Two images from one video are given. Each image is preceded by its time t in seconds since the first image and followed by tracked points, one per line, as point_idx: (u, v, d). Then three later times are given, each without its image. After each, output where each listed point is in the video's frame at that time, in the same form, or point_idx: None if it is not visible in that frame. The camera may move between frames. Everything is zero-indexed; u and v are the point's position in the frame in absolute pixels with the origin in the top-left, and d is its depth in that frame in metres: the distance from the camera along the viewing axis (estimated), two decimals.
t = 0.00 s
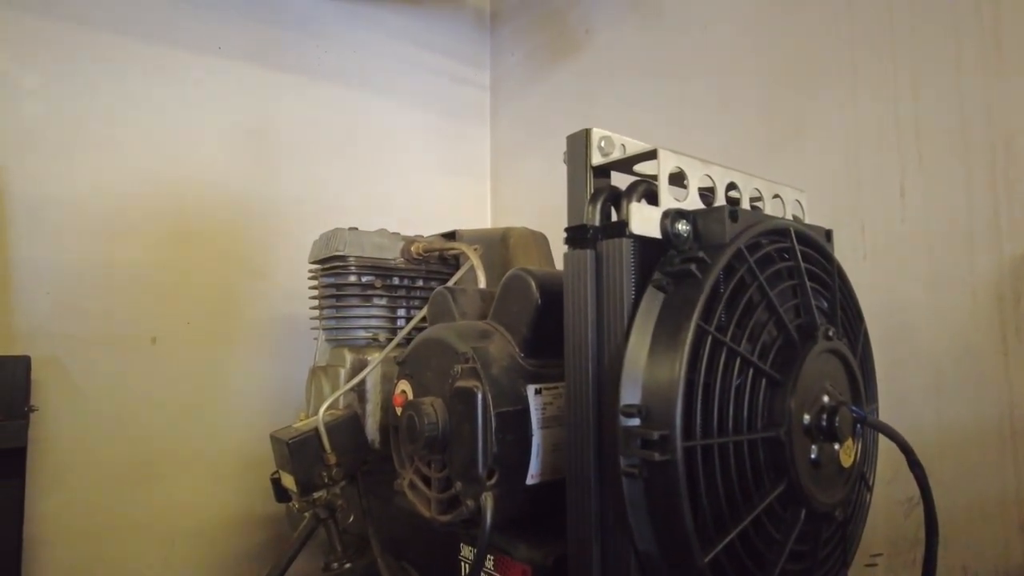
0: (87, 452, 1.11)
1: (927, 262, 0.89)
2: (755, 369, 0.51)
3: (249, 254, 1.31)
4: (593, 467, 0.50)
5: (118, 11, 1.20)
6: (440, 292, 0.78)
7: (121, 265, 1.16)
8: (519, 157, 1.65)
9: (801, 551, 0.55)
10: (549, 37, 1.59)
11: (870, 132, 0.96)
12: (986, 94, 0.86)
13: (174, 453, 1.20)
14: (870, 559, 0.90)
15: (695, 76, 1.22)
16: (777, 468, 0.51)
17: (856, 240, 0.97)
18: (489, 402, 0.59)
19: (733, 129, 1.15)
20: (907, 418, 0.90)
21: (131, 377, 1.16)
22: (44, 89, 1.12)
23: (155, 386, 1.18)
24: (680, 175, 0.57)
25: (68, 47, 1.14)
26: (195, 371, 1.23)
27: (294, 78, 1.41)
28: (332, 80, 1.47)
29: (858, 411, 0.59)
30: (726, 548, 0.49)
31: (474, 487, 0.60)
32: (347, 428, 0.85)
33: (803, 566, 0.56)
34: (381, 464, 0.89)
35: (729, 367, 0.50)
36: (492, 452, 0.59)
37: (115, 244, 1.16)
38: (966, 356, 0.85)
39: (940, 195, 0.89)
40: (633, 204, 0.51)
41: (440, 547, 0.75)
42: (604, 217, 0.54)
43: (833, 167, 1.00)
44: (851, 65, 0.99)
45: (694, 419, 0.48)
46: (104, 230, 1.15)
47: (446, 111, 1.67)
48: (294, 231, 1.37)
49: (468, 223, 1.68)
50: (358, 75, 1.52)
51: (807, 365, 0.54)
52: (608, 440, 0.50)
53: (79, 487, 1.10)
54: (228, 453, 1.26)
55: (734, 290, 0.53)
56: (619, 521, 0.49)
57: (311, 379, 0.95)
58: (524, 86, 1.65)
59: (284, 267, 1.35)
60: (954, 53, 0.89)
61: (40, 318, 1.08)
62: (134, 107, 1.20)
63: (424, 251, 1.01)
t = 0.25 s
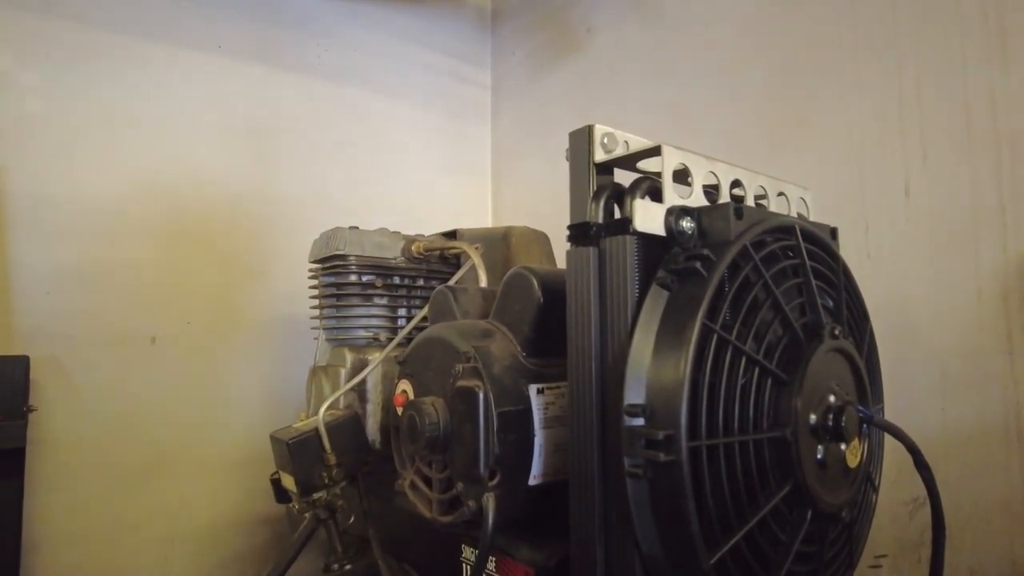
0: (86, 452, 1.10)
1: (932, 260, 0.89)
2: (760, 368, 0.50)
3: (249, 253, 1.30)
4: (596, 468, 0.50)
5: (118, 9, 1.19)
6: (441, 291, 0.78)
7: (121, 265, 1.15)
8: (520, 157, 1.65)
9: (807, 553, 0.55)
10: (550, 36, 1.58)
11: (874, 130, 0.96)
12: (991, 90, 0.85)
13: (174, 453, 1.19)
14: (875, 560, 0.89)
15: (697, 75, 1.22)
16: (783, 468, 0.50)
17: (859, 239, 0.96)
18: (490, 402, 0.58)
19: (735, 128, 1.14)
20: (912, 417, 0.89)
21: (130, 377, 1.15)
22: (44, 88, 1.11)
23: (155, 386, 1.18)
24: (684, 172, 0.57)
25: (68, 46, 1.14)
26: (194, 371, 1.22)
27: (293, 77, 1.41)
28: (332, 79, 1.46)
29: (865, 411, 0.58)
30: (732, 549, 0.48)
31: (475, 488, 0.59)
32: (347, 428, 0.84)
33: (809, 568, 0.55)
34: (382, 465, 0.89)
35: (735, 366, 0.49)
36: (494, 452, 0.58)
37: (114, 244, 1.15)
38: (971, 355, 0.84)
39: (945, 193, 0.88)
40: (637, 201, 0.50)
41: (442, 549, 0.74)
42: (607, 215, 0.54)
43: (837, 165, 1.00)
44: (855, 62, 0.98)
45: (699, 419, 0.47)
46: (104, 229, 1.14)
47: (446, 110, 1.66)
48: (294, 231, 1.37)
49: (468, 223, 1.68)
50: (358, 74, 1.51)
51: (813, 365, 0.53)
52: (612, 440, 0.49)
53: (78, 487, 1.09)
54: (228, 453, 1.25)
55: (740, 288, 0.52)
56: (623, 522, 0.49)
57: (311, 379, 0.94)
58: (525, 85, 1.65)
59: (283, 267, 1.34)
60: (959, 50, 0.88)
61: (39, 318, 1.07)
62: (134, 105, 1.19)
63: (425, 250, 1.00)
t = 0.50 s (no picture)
0: (86, 453, 1.10)
1: (935, 260, 0.88)
2: (765, 369, 0.50)
3: (249, 254, 1.30)
4: (600, 470, 0.49)
5: (118, 9, 1.19)
6: (443, 291, 0.77)
7: (120, 265, 1.15)
8: (520, 157, 1.64)
9: (812, 555, 0.54)
10: (550, 36, 1.58)
11: (877, 129, 0.95)
12: (994, 89, 0.84)
13: (174, 454, 1.19)
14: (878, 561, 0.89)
15: (698, 75, 1.21)
16: (788, 469, 0.50)
17: (862, 239, 0.96)
18: (492, 404, 0.58)
19: (736, 128, 1.14)
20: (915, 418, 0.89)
21: (130, 377, 1.15)
22: (44, 87, 1.11)
23: (155, 387, 1.17)
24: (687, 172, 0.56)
25: (68, 45, 1.13)
26: (194, 372, 1.22)
27: (294, 77, 1.40)
28: (333, 79, 1.46)
29: (869, 412, 0.58)
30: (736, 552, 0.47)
31: (477, 490, 0.59)
32: (348, 429, 0.84)
33: (814, 570, 0.54)
34: (382, 466, 0.88)
35: (739, 367, 0.49)
36: (496, 454, 0.58)
37: (114, 244, 1.15)
38: (975, 355, 0.84)
39: (948, 193, 0.88)
40: (641, 201, 0.50)
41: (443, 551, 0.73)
42: (610, 215, 0.53)
43: (840, 165, 0.99)
44: (858, 62, 0.98)
45: (703, 420, 0.47)
46: (103, 229, 1.14)
47: (447, 110, 1.66)
48: (294, 231, 1.36)
49: (469, 223, 1.67)
50: (358, 74, 1.51)
51: (818, 365, 0.52)
52: (615, 442, 0.49)
53: (78, 488, 1.09)
54: (228, 454, 1.25)
55: (744, 288, 0.52)
56: (627, 525, 0.48)
57: (312, 379, 0.94)
58: (526, 85, 1.64)
59: (284, 267, 1.34)
60: (962, 49, 0.88)
61: (38, 318, 1.07)
62: (134, 106, 1.19)
63: (425, 251, 0.99)
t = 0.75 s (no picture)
0: (84, 453, 1.09)
1: (937, 260, 0.88)
2: (767, 369, 0.50)
3: (248, 254, 1.29)
4: (601, 471, 0.49)
5: (117, 8, 1.19)
6: (443, 291, 0.77)
7: (119, 265, 1.15)
8: (520, 157, 1.64)
9: (815, 556, 0.54)
10: (550, 36, 1.57)
11: (878, 129, 0.95)
12: (996, 88, 0.84)
13: (173, 455, 1.18)
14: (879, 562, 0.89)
15: (699, 75, 1.21)
16: (790, 470, 0.50)
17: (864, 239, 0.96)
18: (493, 404, 0.58)
19: (737, 128, 1.13)
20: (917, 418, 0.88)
21: (129, 377, 1.14)
22: (42, 87, 1.10)
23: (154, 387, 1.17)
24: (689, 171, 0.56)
25: (66, 44, 1.13)
26: (193, 372, 1.21)
27: (293, 77, 1.40)
28: (332, 78, 1.46)
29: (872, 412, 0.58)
30: (739, 553, 0.47)
31: (478, 491, 0.58)
32: (348, 430, 0.83)
33: (816, 572, 0.54)
34: (382, 467, 0.88)
35: (742, 367, 0.49)
36: (496, 454, 0.57)
37: (113, 244, 1.14)
38: (977, 355, 0.84)
39: (949, 193, 0.87)
40: (642, 200, 0.50)
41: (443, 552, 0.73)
42: (611, 214, 0.53)
43: (841, 164, 0.99)
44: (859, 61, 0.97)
45: (706, 420, 0.46)
46: (102, 229, 1.14)
47: (447, 110, 1.65)
48: (294, 231, 1.36)
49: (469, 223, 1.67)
50: (358, 74, 1.50)
51: (821, 365, 0.52)
52: (617, 443, 0.48)
53: (76, 489, 1.08)
54: (227, 455, 1.24)
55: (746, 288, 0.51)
56: (629, 526, 0.48)
57: (311, 379, 0.94)
58: (525, 85, 1.64)
59: (283, 267, 1.33)
60: (964, 49, 0.87)
61: (36, 318, 1.06)
62: (133, 105, 1.19)
63: (425, 250, 0.99)
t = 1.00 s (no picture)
0: (81, 454, 1.09)
1: (938, 260, 0.88)
2: (768, 369, 0.49)
3: (246, 253, 1.29)
4: (601, 472, 0.49)
5: (115, 7, 1.18)
6: (442, 290, 0.77)
7: (116, 265, 1.14)
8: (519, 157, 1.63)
9: (815, 558, 0.54)
10: (550, 36, 1.57)
11: (879, 128, 0.94)
12: (997, 88, 0.84)
13: (171, 456, 1.18)
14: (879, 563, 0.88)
15: (699, 75, 1.21)
16: (791, 471, 0.49)
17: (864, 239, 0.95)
18: (492, 405, 0.57)
19: (737, 128, 1.13)
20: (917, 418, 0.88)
21: (127, 377, 1.14)
22: (40, 86, 1.10)
23: (152, 387, 1.16)
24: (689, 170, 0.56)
25: (64, 43, 1.12)
26: (191, 372, 1.21)
27: (292, 77, 1.39)
28: (331, 78, 1.45)
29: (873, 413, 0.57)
30: (739, 555, 0.47)
31: (477, 492, 0.58)
32: (346, 430, 0.83)
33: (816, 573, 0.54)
34: (380, 467, 0.87)
35: (742, 367, 0.48)
36: (495, 455, 0.57)
37: (110, 244, 1.14)
38: (978, 355, 0.83)
39: (950, 192, 0.87)
40: (643, 199, 0.49)
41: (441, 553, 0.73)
42: (611, 214, 0.53)
43: (841, 164, 0.98)
44: (859, 60, 0.97)
45: (706, 421, 0.46)
46: (99, 229, 1.13)
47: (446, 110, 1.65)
48: (292, 231, 1.35)
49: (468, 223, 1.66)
50: (357, 73, 1.50)
51: (822, 366, 0.52)
52: (617, 444, 0.48)
53: (72, 490, 1.08)
54: (225, 455, 1.24)
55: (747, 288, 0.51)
56: (628, 528, 0.47)
57: (309, 380, 0.93)
58: (525, 85, 1.64)
59: (281, 267, 1.33)
60: (964, 48, 0.87)
61: (34, 318, 1.06)
62: (131, 104, 1.18)
63: (424, 250, 0.99)
